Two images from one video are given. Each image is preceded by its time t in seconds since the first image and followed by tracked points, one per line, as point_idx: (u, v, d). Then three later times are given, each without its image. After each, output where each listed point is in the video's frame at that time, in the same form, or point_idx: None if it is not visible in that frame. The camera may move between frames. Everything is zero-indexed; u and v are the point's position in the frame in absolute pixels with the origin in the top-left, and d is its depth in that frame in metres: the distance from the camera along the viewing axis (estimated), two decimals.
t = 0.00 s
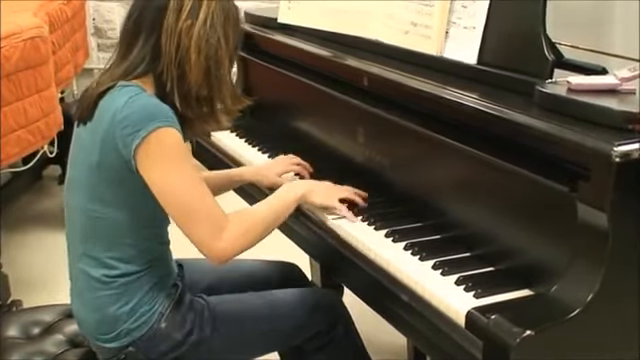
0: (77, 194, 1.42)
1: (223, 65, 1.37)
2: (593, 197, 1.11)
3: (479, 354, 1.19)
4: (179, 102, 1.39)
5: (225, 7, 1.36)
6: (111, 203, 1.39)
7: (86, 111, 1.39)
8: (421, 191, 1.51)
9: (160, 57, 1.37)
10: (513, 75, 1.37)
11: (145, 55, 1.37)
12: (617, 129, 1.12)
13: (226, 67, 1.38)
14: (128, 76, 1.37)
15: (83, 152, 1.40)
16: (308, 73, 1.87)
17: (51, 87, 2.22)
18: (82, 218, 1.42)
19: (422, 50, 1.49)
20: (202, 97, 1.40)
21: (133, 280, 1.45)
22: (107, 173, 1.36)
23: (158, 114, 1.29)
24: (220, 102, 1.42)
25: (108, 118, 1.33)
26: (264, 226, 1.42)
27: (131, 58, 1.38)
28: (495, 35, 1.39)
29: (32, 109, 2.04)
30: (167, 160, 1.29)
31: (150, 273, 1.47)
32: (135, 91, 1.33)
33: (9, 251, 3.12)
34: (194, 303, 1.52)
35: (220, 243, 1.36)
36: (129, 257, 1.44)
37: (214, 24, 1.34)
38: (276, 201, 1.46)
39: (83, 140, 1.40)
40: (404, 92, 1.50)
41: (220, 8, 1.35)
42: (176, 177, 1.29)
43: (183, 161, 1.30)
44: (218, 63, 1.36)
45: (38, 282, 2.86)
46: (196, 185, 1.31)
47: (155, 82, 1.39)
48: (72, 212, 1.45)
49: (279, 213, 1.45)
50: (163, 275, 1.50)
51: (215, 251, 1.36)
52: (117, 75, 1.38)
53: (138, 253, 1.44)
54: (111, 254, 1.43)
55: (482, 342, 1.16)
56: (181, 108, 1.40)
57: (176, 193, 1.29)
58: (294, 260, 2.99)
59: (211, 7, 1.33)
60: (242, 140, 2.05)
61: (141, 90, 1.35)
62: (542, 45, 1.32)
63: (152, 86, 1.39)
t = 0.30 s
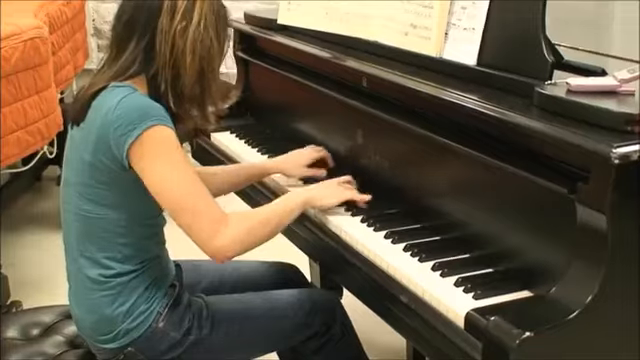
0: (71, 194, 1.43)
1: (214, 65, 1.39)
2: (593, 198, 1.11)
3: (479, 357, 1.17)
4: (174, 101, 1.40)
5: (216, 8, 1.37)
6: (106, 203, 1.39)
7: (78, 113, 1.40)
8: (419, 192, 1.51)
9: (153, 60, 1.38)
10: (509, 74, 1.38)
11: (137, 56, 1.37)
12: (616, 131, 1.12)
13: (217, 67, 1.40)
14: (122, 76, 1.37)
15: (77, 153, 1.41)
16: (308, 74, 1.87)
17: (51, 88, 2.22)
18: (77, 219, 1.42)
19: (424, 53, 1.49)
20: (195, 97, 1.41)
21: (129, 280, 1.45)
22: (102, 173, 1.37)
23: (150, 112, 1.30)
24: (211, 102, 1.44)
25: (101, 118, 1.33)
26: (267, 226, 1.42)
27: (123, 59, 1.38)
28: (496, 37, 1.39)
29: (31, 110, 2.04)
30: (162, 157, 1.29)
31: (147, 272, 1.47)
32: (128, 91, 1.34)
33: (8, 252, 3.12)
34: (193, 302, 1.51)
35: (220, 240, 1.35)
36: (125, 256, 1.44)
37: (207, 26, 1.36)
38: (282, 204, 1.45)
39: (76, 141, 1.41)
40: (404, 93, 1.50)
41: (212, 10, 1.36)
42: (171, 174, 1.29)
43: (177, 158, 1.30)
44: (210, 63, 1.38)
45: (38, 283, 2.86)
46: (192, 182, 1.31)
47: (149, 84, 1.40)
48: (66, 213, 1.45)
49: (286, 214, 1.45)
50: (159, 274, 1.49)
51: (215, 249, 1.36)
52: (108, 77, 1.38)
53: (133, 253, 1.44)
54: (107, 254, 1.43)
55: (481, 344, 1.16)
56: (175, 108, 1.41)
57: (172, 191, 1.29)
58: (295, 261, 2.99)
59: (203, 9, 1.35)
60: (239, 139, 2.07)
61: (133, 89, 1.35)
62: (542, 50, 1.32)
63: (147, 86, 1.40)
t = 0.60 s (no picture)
0: (73, 195, 1.43)
1: (222, 72, 1.39)
2: (592, 198, 1.11)
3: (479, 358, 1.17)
4: (179, 108, 1.40)
5: (224, 14, 1.37)
6: (108, 205, 1.39)
7: (82, 115, 1.39)
8: (419, 193, 1.52)
9: (159, 66, 1.38)
10: (507, 74, 1.38)
11: (143, 61, 1.38)
12: (616, 131, 1.12)
13: (225, 73, 1.40)
14: (127, 80, 1.38)
15: (78, 153, 1.41)
16: (308, 75, 1.87)
17: (51, 88, 2.22)
18: (78, 219, 1.42)
19: (424, 53, 1.49)
20: (200, 103, 1.41)
21: (129, 281, 1.45)
22: (104, 174, 1.37)
23: (157, 118, 1.30)
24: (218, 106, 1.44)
25: (105, 120, 1.33)
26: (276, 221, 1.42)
27: (128, 63, 1.38)
28: (496, 37, 1.39)
29: (32, 111, 2.04)
30: (169, 160, 1.30)
31: (146, 273, 1.47)
32: (134, 94, 1.34)
33: (8, 253, 3.12)
34: (193, 303, 1.51)
35: (235, 235, 1.36)
36: (126, 258, 1.44)
37: (214, 34, 1.35)
38: (289, 198, 1.45)
39: (78, 142, 1.41)
40: (404, 93, 1.50)
41: (219, 18, 1.36)
42: (179, 175, 1.30)
43: (183, 158, 1.31)
44: (218, 70, 1.38)
45: (38, 284, 2.86)
46: (200, 181, 1.31)
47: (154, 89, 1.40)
48: (66, 213, 1.45)
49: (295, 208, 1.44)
50: (159, 276, 1.49)
51: (231, 244, 1.36)
52: (113, 80, 1.38)
53: (134, 254, 1.44)
54: (107, 255, 1.43)
55: (481, 345, 1.16)
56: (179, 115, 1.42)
57: (181, 191, 1.30)
58: (295, 261, 2.99)
59: (211, 17, 1.34)
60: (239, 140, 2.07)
61: (139, 93, 1.35)
62: (542, 51, 1.32)
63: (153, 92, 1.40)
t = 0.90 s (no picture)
0: (75, 194, 1.43)
1: (222, 70, 1.39)
2: (593, 199, 1.11)
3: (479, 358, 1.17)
4: (180, 106, 1.41)
5: (223, 13, 1.37)
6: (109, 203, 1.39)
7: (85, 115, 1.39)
8: (420, 194, 1.52)
9: (160, 65, 1.38)
10: (508, 75, 1.38)
11: (143, 61, 1.37)
12: (616, 132, 1.12)
13: (225, 71, 1.41)
14: (129, 79, 1.37)
15: (81, 152, 1.41)
16: (308, 76, 1.87)
17: (51, 89, 2.22)
18: (80, 218, 1.43)
19: (422, 53, 1.50)
20: (201, 100, 1.41)
21: (130, 279, 1.45)
22: (105, 173, 1.37)
23: (157, 117, 1.30)
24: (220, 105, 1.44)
25: (107, 119, 1.33)
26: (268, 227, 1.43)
27: (129, 63, 1.38)
28: (496, 38, 1.39)
29: (33, 111, 2.04)
30: (166, 162, 1.29)
31: (147, 272, 1.47)
32: (136, 93, 1.34)
33: (9, 254, 3.12)
34: (193, 302, 1.51)
35: (220, 244, 1.35)
36: (127, 257, 1.44)
37: (214, 33, 1.36)
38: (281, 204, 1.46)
39: (80, 141, 1.41)
40: (404, 94, 1.50)
41: (219, 17, 1.36)
42: (174, 178, 1.29)
43: (181, 161, 1.31)
44: (218, 68, 1.39)
45: (39, 284, 2.86)
46: (194, 186, 1.31)
47: (155, 88, 1.40)
48: (69, 212, 1.46)
49: (279, 219, 1.45)
50: (159, 275, 1.49)
51: (215, 252, 1.36)
52: (114, 80, 1.38)
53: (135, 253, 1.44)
54: (109, 253, 1.43)
55: (482, 345, 1.16)
56: (181, 114, 1.42)
57: (173, 195, 1.29)
58: (295, 262, 2.99)
59: (211, 16, 1.34)
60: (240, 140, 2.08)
61: (141, 92, 1.36)
62: (542, 50, 1.32)
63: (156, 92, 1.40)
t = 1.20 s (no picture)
0: (77, 193, 1.43)
1: (215, 60, 1.38)
2: (593, 198, 1.11)
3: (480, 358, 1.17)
4: (175, 99, 1.40)
5: (215, 3, 1.36)
6: (111, 203, 1.40)
7: (86, 114, 1.39)
8: (420, 194, 1.52)
9: (153, 61, 1.38)
10: (509, 76, 1.37)
11: (137, 60, 1.38)
12: (617, 132, 1.12)
13: (218, 62, 1.39)
14: (125, 79, 1.38)
15: (82, 151, 1.41)
16: (309, 76, 1.87)
17: (51, 90, 2.22)
18: (82, 217, 1.43)
19: (423, 53, 1.50)
20: (195, 93, 1.40)
21: (131, 278, 1.45)
22: (107, 173, 1.37)
23: (159, 117, 1.30)
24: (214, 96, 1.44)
25: (108, 119, 1.34)
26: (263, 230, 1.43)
27: (124, 62, 1.39)
28: (497, 38, 1.39)
29: (33, 112, 2.04)
30: (166, 164, 1.29)
31: (148, 271, 1.47)
32: (137, 93, 1.34)
33: (9, 254, 3.12)
34: (194, 301, 1.51)
35: (216, 249, 1.35)
36: (128, 255, 1.44)
37: (206, 23, 1.35)
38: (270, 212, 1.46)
39: (82, 140, 1.41)
40: (405, 94, 1.50)
41: (210, 7, 1.35)
42: (173, 179, 1.29)
43: (181, 163, 1.30)
44: (211, 59, 1.37)
45: (39, 285, 2.86)
46: (192, 188, 1.31)
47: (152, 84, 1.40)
48: (72, 211, 1.46)
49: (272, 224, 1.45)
50: (160, 274, 1.49)
51: (211, 256, 1.35)
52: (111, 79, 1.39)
53: (136, 252, 1.44)
54: (110, 252, 1.43)
55: (482, 345, 1.16)
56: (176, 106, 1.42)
57: (171, 196, 1.29)
58: (296, 262, 2.99)
59: (201, 7, 1.33)
60: (240, 139, 2.08)
61: (142, 92, 1.36)
62: (543, 51, 1.32)
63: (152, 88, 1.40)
